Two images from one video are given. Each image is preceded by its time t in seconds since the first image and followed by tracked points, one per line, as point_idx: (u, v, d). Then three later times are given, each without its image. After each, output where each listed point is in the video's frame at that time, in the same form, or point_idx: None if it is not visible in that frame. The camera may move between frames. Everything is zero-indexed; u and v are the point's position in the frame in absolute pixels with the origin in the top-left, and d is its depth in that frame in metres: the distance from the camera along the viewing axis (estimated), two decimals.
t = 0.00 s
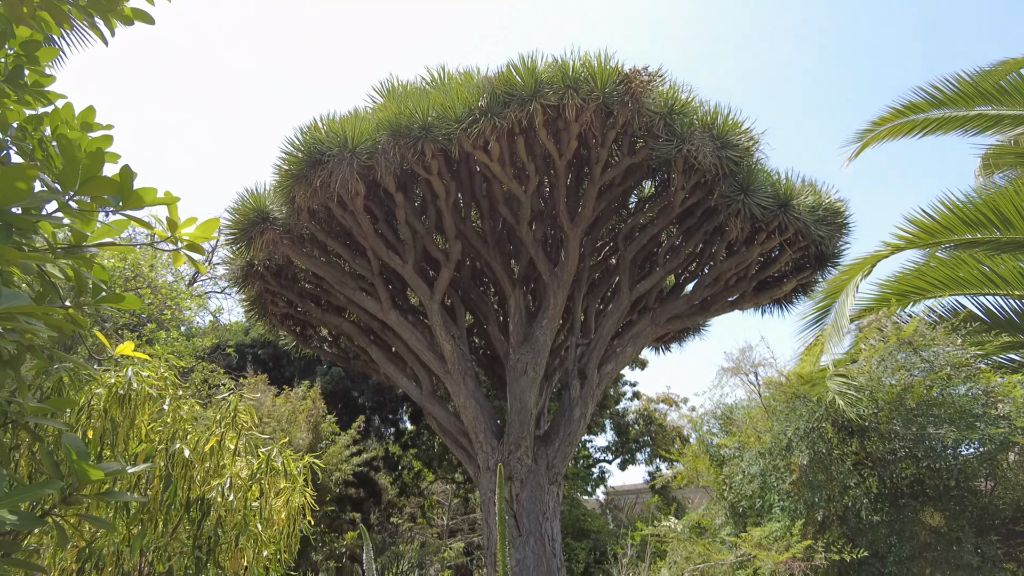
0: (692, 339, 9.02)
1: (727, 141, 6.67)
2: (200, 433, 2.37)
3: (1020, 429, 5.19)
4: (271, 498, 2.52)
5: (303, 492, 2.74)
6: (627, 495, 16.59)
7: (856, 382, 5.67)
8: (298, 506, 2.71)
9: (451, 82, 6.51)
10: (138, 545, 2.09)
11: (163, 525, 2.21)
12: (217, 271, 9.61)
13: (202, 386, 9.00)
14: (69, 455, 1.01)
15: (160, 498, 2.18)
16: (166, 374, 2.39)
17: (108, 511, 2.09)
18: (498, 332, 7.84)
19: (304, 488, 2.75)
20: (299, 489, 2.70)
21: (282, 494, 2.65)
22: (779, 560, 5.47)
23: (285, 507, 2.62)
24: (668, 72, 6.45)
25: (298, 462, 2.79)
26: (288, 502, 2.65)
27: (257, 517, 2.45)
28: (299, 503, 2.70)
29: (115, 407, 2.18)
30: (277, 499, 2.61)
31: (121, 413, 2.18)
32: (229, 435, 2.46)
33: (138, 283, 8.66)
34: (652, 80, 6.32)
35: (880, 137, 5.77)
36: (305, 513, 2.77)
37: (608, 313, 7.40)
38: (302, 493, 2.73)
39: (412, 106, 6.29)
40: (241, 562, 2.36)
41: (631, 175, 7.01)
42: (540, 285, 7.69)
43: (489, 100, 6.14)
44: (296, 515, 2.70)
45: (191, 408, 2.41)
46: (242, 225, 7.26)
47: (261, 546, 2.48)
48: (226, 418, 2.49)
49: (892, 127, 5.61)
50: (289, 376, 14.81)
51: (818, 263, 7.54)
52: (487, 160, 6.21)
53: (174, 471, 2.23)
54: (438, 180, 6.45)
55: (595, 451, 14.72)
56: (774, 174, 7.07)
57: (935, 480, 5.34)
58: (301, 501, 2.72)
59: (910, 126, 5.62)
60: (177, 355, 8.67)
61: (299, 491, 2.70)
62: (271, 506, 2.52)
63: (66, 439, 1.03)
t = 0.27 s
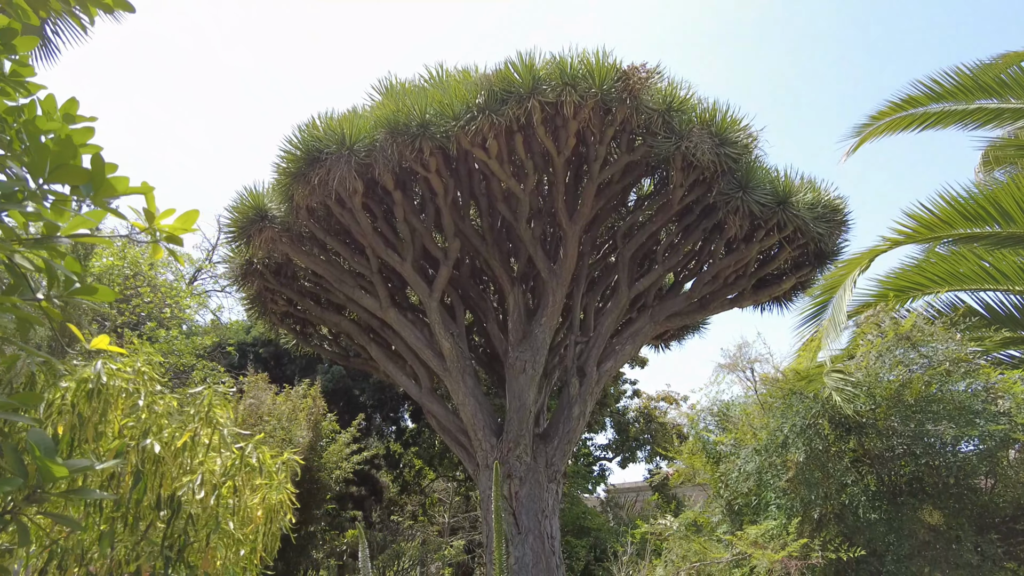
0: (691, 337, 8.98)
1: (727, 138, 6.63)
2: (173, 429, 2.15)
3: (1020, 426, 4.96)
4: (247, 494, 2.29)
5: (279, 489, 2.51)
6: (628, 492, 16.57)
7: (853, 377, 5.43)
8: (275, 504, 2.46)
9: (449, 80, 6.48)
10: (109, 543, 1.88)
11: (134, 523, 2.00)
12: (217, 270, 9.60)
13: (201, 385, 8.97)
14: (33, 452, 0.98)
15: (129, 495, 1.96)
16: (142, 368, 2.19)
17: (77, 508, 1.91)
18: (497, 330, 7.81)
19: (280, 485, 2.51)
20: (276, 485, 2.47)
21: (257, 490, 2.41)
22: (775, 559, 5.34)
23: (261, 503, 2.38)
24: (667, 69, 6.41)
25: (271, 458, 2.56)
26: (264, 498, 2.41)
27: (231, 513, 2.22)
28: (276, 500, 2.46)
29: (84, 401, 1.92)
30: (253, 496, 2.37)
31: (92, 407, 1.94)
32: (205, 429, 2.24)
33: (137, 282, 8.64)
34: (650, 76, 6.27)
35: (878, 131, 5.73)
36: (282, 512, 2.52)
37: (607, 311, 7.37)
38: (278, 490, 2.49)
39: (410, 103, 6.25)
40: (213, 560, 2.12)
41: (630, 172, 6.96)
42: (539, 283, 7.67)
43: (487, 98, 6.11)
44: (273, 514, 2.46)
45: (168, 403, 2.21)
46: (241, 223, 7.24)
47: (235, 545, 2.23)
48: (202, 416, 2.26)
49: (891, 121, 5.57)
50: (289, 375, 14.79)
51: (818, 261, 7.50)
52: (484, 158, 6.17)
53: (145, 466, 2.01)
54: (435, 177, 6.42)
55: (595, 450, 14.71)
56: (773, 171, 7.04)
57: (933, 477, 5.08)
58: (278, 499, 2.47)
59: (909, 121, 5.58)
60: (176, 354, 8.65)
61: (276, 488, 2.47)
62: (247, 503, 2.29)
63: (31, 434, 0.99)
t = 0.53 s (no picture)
0: (693, 336, 8.93)
1: (727, 136, 6.58)
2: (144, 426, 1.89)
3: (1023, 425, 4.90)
4: (221, 494, 2.02)
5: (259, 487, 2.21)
6: (631, 493, 16.52)
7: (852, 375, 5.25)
8: (252, 503, 2.16)
9: (447, 77, 6.44)
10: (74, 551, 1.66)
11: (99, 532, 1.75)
12: (216, 270, 9.57)
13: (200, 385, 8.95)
14: None
15: (92, 498, 1.72)
16: (117, 363, 1.92)
17: (48, 511, 1.72)
18: (497, 330, 7.78)
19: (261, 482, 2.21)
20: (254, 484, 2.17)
21: (230, 489, 2.10)
22: (773, 560, 5.35)
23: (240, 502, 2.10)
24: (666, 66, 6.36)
25: (248, 454, 2.25)
26: (239, 498, 2.11)
27: (204, 513, 1.96)
28: (254, 499, 2.16)
29: (50, 398, 1.72)
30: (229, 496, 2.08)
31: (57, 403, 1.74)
32: (178, 427, 1.98)
33: (135, 282, 8.61)
34: (650, 73, 6.22)
35: (878, 126, 5.68)
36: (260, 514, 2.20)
37: (607, 310, 7.32)
38: (255, 488, 2.17)
39: (408, 100, 6.20)
40: (182, 561, 1.87)
41: (630, 170, 6.91)
42: (539, 282, 7.63)
43: (485, 95, 6.07)
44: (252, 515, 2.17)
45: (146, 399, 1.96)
46: (239, 223, 7.21)
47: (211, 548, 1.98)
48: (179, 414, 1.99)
49: (891, 115, 5.51)
50: (289, 375, 14.77)
51: (820, 259, 7.45)
52: (483, 156, 6.12)
53: (113, 466, 1.78)
54: (434, 176, 6.38)
55: (597, 450, 14.66)
56: (774, 169, 7.00)
57: (935, 476, 5.00)
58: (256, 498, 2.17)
59: (909, 115, 5.53)
60: (175, 354, 8.63)
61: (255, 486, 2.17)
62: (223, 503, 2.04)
63: None
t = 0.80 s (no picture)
0: (695, 335, 8.89)
1: (729, 133, 6.55)
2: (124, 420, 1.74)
3: None
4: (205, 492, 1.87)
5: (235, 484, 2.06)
6: (634, 493, 16.47)
7: (854, 371, 5.21)
8: (238, 499, 2.03)
9: (447, 76, 6.42)
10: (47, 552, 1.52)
11: (80, 527, 1.63)
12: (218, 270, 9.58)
13: (201, 386, 8.96)
14: None
15: (71, 495, 1.59)
16: (101, 359, 1.79)
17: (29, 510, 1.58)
18: (499, 329, 7.75)
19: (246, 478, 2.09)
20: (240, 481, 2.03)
21: (213, 486, 1.97)
22: (773, 560, 5.25)
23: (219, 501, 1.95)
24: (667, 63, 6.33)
25: (232, 450, 2.11)
26: (223, 495, 1.97)
27: (186, 510, 1.81)
28: (238, 496, 2.02)
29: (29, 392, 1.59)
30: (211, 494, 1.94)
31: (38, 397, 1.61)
32: (161, 422, 1.84)
33: (136, 282, 8.62)
34: (650, 70, 6.19)
35: (880, 120, 5.64)
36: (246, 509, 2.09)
37: (609, 309, 7.30)
38: (240, 484, 2.03)
39: (408, 99, 6.19)
40: (161, 559, 1.78)
41: (631, 168, 6.88)
42: (540, 281, 7.60)
43: (485, 93, 6.05)
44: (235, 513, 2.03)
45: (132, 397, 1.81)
46: (239, 222, 7.20)
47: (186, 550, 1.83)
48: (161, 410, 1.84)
49: (893, 110, 5.47)
50: (292, 376, 14.78)
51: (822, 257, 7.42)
52: (483, 154, 6.09)
53: (92, 462, 1.63)
54: (434, 175, 6.36)
55: (600, 450, 14.63)
56: (776, 167, 6.97)
57: (938, 475, 4.86)
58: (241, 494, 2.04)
59: (912, 110, 5.49)
60: (176, 354, 8.61)
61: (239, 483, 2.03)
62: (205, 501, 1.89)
63: None
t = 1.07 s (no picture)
0: (699, 334, 8.85)
1: (732, 131, 6.52)
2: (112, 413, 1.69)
3: None
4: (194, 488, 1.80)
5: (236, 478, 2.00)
6: (638, 493, 16.42)
7: (858, 365, 5.07)
8: (231, 497, 1.95)
9: (449, 74, 6.40)
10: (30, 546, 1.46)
11: (65, 520, 1.58)
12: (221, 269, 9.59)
13: (203, 388, 9.01)
14: None
15: (56, 488, 1.53)
16: (92, 352, 1.74)
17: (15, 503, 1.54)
18: (501, 328, 7.74)
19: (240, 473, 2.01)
20: (231, 475, 1.95)
21: (203, 479, 1.88)
22: (776, 557, 5.05)
23: (206, 495, 1.86)
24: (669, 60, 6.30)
25: (224, 444, 2.05)
26: (212, 490, 1.88)
27: (177, 505, 1.76)
28: (228, 491, 1.93)
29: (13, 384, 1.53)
30: (199, 488, 1.85)
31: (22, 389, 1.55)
32: (149, 416, 1.78)
33: (139, 281, 8.62)
34: (653, 67, 6.15)
35: (884, 114, 5.58)
36: (240, 504, 2.00)
37: (612, 308, 7.27)
38: (231, 478, 1.95)
39: (409, 96, 6.18)
40: (149, 555, 1.69)
41: (634, 166, 6.86)
42: (543, 280, 7.58)
43: (487, 91, 6.03)
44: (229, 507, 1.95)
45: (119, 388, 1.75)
46: (241, 221, 7.20)
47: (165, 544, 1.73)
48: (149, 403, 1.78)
49: (898, 104, 5.42)
50: (295, 375, 14.79)
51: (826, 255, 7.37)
52: (485, 152, 6.06)
53: (78, 454, 1.57)
54: (436, 173, 6.35)
55: (604, 450, 14.59)
56: (780, 164, 6.93)
57: (944, 472, 4.64)
58: (234, 492, 1.95)
59: (917, 103, 5.43)
60: (179, 353, 8.61)
61: (230, 479, 1.94)
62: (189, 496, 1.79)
63: None
